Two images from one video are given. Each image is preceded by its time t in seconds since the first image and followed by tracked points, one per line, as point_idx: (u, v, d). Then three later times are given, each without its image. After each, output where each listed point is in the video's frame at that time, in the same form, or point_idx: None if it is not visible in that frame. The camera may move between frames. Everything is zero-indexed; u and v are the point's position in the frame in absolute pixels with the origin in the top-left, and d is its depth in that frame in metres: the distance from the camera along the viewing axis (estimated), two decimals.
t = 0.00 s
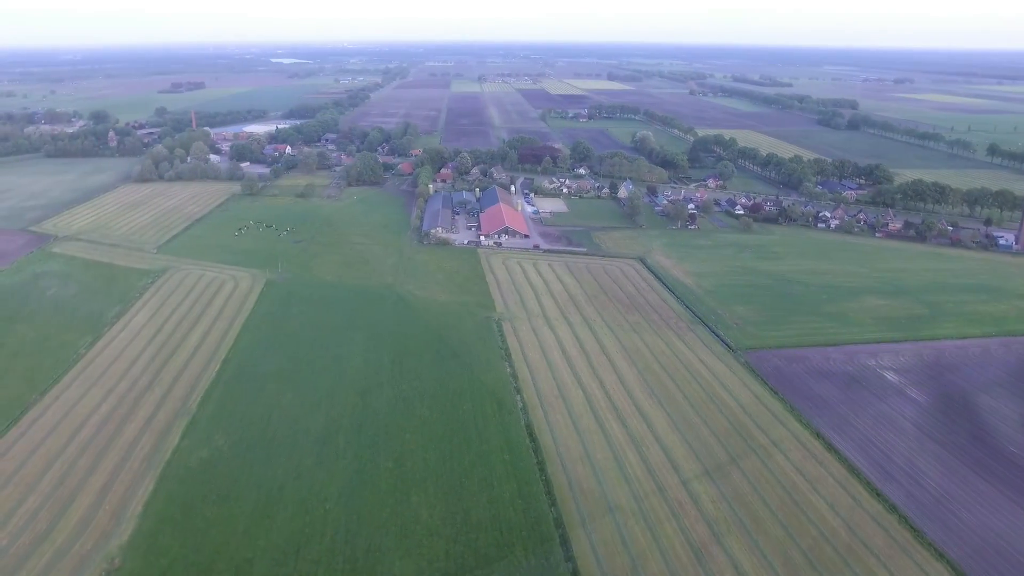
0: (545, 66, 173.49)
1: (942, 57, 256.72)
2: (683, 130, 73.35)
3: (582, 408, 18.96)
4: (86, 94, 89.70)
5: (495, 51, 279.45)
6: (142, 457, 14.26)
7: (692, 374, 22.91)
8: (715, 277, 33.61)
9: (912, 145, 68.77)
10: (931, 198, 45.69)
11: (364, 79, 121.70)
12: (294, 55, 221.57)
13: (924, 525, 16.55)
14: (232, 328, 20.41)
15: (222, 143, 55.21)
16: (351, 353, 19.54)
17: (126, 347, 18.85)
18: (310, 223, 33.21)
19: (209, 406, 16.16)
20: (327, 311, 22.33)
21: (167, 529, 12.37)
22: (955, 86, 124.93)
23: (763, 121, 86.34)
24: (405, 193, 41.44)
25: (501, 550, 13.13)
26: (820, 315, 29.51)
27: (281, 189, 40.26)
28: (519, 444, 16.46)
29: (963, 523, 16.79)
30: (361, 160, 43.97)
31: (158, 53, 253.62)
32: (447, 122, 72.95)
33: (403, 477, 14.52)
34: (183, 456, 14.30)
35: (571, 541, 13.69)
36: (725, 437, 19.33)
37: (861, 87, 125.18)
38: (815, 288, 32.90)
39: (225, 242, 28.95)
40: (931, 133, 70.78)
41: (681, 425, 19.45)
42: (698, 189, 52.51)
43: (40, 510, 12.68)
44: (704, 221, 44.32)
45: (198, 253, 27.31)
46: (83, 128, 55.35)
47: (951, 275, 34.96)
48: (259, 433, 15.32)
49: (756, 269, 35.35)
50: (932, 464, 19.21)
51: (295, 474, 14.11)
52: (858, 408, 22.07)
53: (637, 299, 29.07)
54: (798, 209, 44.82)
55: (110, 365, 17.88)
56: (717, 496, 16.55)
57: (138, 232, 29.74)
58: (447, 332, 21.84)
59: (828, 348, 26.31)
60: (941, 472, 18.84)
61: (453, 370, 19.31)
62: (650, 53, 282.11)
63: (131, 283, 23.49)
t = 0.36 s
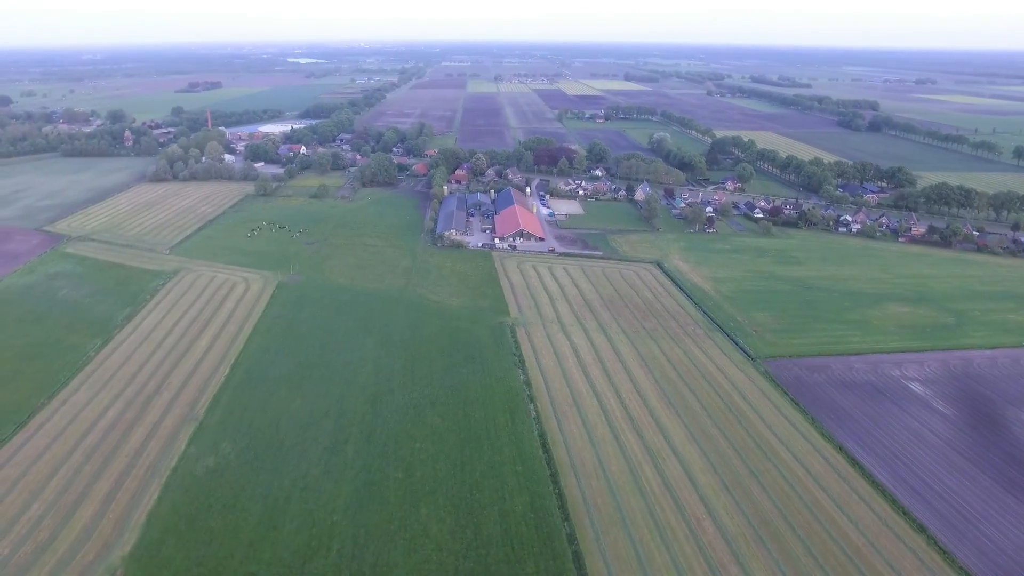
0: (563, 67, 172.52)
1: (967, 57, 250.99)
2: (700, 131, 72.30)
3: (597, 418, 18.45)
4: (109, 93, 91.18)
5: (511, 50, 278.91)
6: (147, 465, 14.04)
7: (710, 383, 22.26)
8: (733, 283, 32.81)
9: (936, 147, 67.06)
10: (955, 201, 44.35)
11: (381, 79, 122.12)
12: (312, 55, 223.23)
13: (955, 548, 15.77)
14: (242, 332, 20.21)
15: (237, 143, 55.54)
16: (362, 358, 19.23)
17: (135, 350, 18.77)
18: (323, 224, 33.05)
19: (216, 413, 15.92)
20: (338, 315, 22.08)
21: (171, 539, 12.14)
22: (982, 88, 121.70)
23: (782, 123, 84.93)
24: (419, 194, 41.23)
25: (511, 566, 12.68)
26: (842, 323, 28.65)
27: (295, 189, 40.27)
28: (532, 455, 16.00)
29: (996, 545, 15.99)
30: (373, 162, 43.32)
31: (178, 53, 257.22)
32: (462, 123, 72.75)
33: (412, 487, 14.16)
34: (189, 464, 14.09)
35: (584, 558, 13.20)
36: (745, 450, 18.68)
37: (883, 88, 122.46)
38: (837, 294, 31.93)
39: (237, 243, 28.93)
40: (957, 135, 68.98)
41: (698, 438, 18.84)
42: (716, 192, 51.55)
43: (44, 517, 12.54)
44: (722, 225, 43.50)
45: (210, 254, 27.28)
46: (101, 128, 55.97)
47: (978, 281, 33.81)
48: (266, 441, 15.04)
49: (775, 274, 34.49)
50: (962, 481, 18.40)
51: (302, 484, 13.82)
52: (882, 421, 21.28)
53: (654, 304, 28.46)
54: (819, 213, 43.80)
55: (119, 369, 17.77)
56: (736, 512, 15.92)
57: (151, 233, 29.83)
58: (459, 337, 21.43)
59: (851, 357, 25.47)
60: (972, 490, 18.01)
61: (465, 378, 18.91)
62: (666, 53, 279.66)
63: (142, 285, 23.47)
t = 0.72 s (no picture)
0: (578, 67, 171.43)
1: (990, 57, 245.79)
2: (716, 132, 71.27)
3: (611, 429, 17.93)
4: (127, 93, 92.44)
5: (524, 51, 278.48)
6: (151, 473, 13.84)
7: (728, 394, 21.62)
8: (751, 289, 32.03)
9: (959, 150, 65.46)
10: (979, 205, 43.06)
11: (395, 80, 122.37)
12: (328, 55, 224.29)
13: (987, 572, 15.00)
14: (251, 336, 20.01)
15: (250, 143, 55.77)
16: (371, 364, 18.93)
17: (143, 354, 18.65)
18: (335, 226, 32.92)
19: (222, 419, 15.70)
20: (348, 318, 21.83)
21: (173, 551, 11.90)
22: (1008, 89, 118.50)
23: (799, 124, 83.57)
24: (432, 196, 40.97)
25: None
26: (862, 331, 27.80)
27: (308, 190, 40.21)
28: (543, 467, 15.55)
29: None
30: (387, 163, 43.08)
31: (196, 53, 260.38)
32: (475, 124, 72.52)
33: (420, 499, 13.79)
34: (194, 473, 13.86)
35: None
36: (764, 465, 18.03)
37: (902, 90, 119.56)
38: (859, 301, 31.02)
39: (247, 245, 28.86)
40: (980, 137, 67.28)
41: (716, 450, 18.24)
42: (733, 195, 50.61)
43: (45, 527, 12.37)
44: (738, 228, 42.66)
45: (220, 256, 27.21)
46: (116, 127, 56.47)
47: (1006, 289, 32.69)
48: (272, 449, 14.78)
49: (793, 280, 33.65)
50: (993, 500, 17.56)
51: (307, 494, 13.51)
52: (907, 435, 20.46)
53: (669, 310, 27.85)
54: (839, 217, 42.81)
55: (126, 373, 17.65)
56: (756, 531, 15.29)
57: (162, 234, 29.86)
58: (471, 343, 21.04)
59: (874, 367, 24.62)
60: (1003, 510, 17.18)
61: (475, 385, 18.51)
62: (681, 53, 277.47)
63: (151, 287, 23.42)
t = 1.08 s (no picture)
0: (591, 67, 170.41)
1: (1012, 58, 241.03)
2: (731, 134, 70.24)
3: (622, 440, 17.47)
4: (143, 93, 93.46)
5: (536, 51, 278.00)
6: (152, 482, 13.64)
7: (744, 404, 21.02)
8: (767, 294, 31.33)
9: (980, 152, 63.95)
10: (1001, 209, 41.89)
11: (407, 80, 122.46)
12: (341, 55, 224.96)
13: None
14: (257, 340, 19.81)
15: (262, 143, 56.05)
16: (379, 370, 18.65)
17: (148, 358, 18.52)
18: (345, 228, 32.76)
19: (226, 427, 15.48)
20: (357, 322, 21.60)
21: (172, 564, 11.67)
22: None
23: (815, 126, 82.27)
24: (443, 197, 40.71)
25: None
26: (881, 339, 27.04)
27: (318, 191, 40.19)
28: (552, 479, 15.14)
29: None
30: (397, 164, 42.86)
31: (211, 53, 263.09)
32: (487, 125, 72.28)
33: (426, 512, 13.44)
34: (196, 481, 13.66)
35: None
36: (782, 480, 17.43)
37: (919, 91, 117.39)
38: (878, 308, 30.21)
39: (257, 246, 28.77)
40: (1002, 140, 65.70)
41: (732, 464, 17.67)
42: (748, 198, 49.76)
43: (44, 537, 12.20)
44: (753, 232, 41.89)
45: (229, 257, 27.12)
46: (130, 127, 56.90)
47: None
48: (277, 458, 14.52)
49: (809, 286, 32.88)
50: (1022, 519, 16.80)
51: (311, 505, 13.24)
52: (929, 449, 19.74)
53: (683, 316, 27.27)
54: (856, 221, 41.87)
55: (130, 377, 17.51)
56: (772, 549, 14.74)
57: (172, 235, 29.87)
58: (480, 349, 20.68)
59: (895, 377, 23.84)
60: None
61: (485, 393, 18.14)
62: (695, 53, 275.35)
63: (159, 289, 23.35)
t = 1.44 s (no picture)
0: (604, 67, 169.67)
1: None
2: (746, 135, 69.22)
3: (635, 452, 16.99)
4: (158, 93, 94.54)
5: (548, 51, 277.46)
6: (154, 491, 13.45)
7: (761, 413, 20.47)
8: (783, 300, 30.62)
9: (1002, 154, 62.40)
10: None
11: (418, 80, 122.65)
12: (354, 55, 225.57)
13: None
14: (264, 344, 19.62)
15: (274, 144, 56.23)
16: (387, 377, 18.35)
17: (154, 362, 18.41)
18: (355, 229, 32.59)
19: (230, 434, 15.25)
20: (366, 327, 21.34)
21: None
22: None
23: (831, 127, 80.97)
24: (454, 199, 40.44)
25: None
26: (901, 347, 26.24)
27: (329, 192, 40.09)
28: (563, 492, 14.72)
29: None
30: (408, 165, 42.63)
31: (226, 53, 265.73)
32: (498, 125, 71.94)
33: (432, 526, 13.08)
34: (199, 490, 13.43)
35: None
36: (800, 495, 16.86)
37: (936, 91, 116.15)
38: (898, 315, 29.38)
39: (266, 248, 28.67)
40: None
41: (748, 478, 17.10)
42: (764, 200, 48.90)
43: (42, 547, 12.03)
44: (768, 236, 41.11)
45: (238, 259, 27.03)
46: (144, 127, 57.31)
47: None
48: (281, 467, 14.26)
49: (826, 292, 32.09)
50: None
51: (315, 517, 12.96)
52: (954, 464, 19.00)
53: (698, 322, 26.69)
54: (875, 225, 40.91)
55: (135, 382, 17.37)
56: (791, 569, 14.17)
57: (181, 236, 29.87)
58: (490, 355, 20.31)
59: (917, 388, 23.08)
60: None
61: (494, 401, 17.77)
62: (708, 53, 273.15)
63: (166, 291, 23.26)
